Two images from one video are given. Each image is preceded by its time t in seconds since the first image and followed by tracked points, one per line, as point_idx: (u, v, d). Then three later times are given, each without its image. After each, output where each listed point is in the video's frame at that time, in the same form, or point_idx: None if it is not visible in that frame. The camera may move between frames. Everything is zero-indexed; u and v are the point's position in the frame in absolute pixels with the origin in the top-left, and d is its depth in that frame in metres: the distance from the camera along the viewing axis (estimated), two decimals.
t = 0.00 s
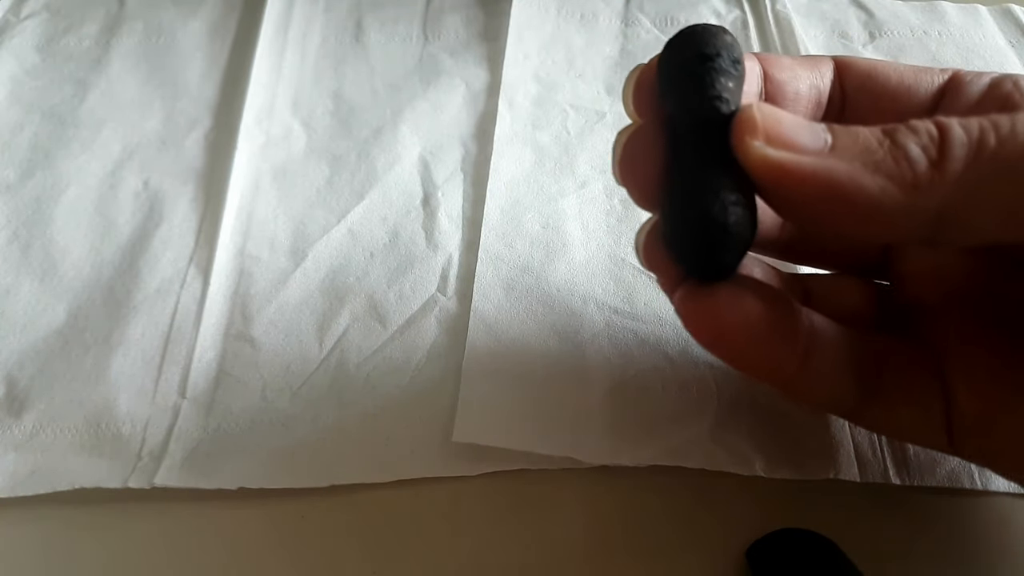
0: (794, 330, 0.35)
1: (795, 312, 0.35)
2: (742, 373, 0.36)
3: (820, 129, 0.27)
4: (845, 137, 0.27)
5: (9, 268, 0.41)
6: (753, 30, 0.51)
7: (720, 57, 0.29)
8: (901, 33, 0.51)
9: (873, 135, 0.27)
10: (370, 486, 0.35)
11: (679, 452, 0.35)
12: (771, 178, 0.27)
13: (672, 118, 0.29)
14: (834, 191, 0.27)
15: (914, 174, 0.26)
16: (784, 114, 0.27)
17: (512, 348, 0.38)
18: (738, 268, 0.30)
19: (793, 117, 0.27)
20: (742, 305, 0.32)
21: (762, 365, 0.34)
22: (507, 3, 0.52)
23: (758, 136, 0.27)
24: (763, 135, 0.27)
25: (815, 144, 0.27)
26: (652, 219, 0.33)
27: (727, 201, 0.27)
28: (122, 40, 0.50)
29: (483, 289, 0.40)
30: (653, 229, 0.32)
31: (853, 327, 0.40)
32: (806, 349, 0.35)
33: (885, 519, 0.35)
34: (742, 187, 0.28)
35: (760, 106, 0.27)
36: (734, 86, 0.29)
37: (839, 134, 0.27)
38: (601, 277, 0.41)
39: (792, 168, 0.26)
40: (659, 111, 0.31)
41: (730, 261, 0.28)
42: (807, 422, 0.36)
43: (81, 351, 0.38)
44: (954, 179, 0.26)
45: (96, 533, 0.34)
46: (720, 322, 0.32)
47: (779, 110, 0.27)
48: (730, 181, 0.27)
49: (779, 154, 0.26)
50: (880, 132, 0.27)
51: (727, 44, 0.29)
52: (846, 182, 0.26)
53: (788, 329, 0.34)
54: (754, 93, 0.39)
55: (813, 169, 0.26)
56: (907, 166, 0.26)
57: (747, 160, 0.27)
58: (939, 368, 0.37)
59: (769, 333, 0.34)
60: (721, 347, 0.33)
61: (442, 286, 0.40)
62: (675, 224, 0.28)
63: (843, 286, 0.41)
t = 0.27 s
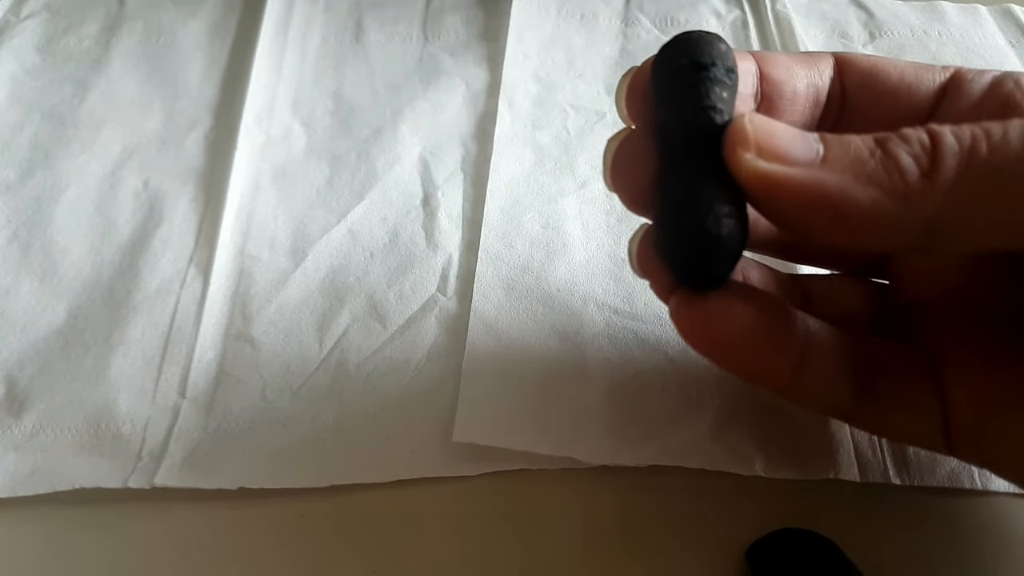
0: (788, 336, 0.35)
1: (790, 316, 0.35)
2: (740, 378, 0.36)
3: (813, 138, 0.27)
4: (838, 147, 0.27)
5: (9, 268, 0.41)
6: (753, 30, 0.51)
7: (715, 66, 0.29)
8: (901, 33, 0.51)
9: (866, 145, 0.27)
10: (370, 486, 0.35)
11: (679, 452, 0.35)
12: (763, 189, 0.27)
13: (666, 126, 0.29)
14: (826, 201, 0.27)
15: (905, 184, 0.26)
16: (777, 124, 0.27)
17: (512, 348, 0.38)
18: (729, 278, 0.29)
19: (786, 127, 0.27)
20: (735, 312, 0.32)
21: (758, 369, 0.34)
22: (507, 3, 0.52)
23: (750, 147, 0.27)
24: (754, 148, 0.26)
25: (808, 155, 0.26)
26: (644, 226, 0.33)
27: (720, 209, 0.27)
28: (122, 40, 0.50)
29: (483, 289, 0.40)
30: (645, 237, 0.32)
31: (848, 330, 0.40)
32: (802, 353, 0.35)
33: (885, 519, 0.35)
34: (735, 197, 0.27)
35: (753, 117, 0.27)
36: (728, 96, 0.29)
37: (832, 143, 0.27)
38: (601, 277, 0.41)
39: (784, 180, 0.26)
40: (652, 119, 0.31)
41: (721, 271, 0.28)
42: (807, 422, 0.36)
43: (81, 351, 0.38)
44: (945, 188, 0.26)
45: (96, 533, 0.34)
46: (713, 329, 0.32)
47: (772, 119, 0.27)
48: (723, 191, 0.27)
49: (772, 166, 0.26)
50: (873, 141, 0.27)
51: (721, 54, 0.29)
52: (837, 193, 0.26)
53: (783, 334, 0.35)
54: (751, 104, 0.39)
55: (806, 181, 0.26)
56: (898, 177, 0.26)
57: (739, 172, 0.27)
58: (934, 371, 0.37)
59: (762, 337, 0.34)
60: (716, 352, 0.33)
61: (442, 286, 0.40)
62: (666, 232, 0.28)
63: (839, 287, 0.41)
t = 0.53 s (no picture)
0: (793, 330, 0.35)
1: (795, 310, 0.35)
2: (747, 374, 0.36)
3: (819, 134, 0.27)
4: (844, 142, 0.27)
5: (9, 268, 0.41)
6: (753, 30, 0.51)
7: (723, 62, 0.29)
8: (901, 33, 0.51)
9: (872, 139, 0.27)
10: (370, 486, 0.35)
11: (680, 451, 0.35)
12: (770, 185, 0.27)
13: (671, 121, 0.29)
14: (833, 196, 0.27)
15: (912, 178, 0.26)
16: (783, 120, 0.27)
17: (513, 348, 0.38)
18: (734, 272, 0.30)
19: (791, 123, 0.27)
20: (739, 307, 0.32)
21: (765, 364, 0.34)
22: (507, 3, 0.52)
23: (755, 144, 0.27)
24: (761, 144, 0.27)
25: (814, 149, 0.27)
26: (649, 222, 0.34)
27: (726, 205, 0.27)
28: (122, 40, 0.50)
29: (483, 289, 0.40)
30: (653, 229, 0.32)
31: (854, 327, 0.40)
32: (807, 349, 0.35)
33: (885, 519, 0.35)
34: (741, 192, 0.28)
35: (758, 114, 0.27)
36: (735, 92, 0.29)
37: (838, 139, 0.27)
38: (601, 277, 0.41)
39: (791, 175, 0.27)
40: (658, 114, 0.31)
41: (726, 266, 0.28)
42: (807, 422, 0.36)
43: (81, 351, 0.38)
44: (952, 182, 0.26)
45: (96, 533, 0.34)
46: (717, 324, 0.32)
47: (777, 116, 0.28)
48: (731, 187, 0.27)
49: (779, 162, 0.27)
50: (879, 136, 0.27)
51: (728, 50, 0.29)
52: (844, 187, 0.26)
53: (789, 327, 0.35)
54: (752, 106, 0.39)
55: (813, 176, 0.26)
56: (905, 171, 0.26)
57: (746, 169, 0.27)
58: (939, 368, 0.37)
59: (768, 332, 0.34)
60: (720, 348, 0.33)
61: (442, 286, 0.40)
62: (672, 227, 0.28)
63: (845, 284, 0.41)
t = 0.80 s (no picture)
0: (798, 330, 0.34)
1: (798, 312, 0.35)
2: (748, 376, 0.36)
3: (822, 135, 0.27)
4: (847, 143, 0.27)
5: (9, 268, 0.41)
6: (753, 30, 0.51)
7: (726, 65, 0.29)
8: (901, 33, 0.51)
9: (875, 139, 0.27)
10: (370, 486, 0.35)
11: (680, 451, 0.35)
12: (773, 185, 0.27)
13: (674, 122, 0.29)
14: (836, 196, 0.27)
15: (916, 177, 0.26)
16: (786, 122, 0.27)
17: (513, 348, 0.38)
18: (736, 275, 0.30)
19: (794, 125, 0.27)
20: (743, 309, 0.32)
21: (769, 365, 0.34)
22: (507, 3, 0.52)
23: (759, 145, 0.27)
24: (764, 145, 0.27)
25: (818, 150, 0.27)
26: (650, 223, 0.33)
27: (734, 204, 0.27)
28: (122, 40, 0.50)
29: (483, 289, 0.40)
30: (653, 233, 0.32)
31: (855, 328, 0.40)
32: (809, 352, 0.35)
33: (885, 519, 0.35)
34: (747, 192, 0.28)
35: (761, 117, 0.27)
36: (738, 95, 0.29)
37: (841, 140, 0.27)
38: (600, 277, 0.41)
39: (794, 176, 0.27)
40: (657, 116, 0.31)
41: (732, 265, 0.28)
42: (807, 422, 0.36)
43: (81, 351, 0.38)
44: (955, 181, 0.26)
45: (96, 533, 0.34)
46: (720, 325, 0.32)
47: (780, 118, 0.28)
48: (738, 187, 0.27)
49: (783, 163, 0.27)
50: (882, 136, 0.27)
51: (730, 54, 0.30)
52: (848, 187, 0.26)
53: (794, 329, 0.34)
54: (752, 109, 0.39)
55: (816, 176, 0.26)
56: (908, 170, 0.26)
57: (751, 169, 0.27)
58: (941, 367, 0.37)
59: (774, 333, 0.33)
60: (723, 350, 0.33)
61: (442, 286, 0.40)
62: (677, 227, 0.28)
63: (847, 285, 0.41)
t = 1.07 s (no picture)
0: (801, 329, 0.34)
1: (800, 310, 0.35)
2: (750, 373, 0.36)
3: (825, 126, 0.27)
4: (850, 133, 0.27)
5: (9, 267, 0.41)
6: (752, 30, 0.51)
7: (729, 57, 0.29)
8: (901, 33, 0.51)
9: (879, 130, 0.27)
10: (370, 486, 0.35)
11: (680, 451, 0.35)
12: (776, 177, 0.27)
13: (677, 116, 0.29)
14: (839, 186, 0.27)
15: (919, 168, 0.26)
16: (790, 112, 0.27)
17: (513, 348, 0.38)
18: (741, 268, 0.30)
19: (798, 116, 0.27)
20: (746, 307, 0.32)
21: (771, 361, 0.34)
22: (507, 3, 0.52)
23: (762, 137, 0.27)
24: (768, 136, 0.27)
25: (821, 142, 0.27)
26: (655, 217, 0.33)
27: (737, 197, 0.27)
28: (122, 40, 0.50)
29: (483, 289, 0.40)
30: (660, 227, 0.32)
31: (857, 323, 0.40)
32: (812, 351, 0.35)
33: (885, 519, 0.35)
34: (750, 185, 0.28)
35: (765, 108, 0.27)
36: (742, 86, 0.29)
37: (844, 131, 0.27)
38: (600, 277, 0.41)
39: (797, 167, 0.27)
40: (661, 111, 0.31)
41: (737, 260, 0.28)
42: (807, 422, 0.36)
43: (81, 351, 0.38)
44: (959, 171, 0.26)
45: (96, 533, 0.34)
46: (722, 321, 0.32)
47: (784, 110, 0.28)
48: (741, 181, 0.27)
49: (785, 154, 0.27)
50: (886, 127, 0.27)
51: (733, 46, 0.30)
52: (851, 178, 0.26)
53: (796, 326, 0.34)
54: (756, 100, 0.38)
55: (819, 167, 0.26)
56: (912, 161, 0.26)
57: (755, 161, 0.27)
58: (942, 364, 0.37)
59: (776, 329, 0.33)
60: (724, 347, 0.33)
61: (442, 286, 0.40)
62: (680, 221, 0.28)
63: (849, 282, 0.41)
